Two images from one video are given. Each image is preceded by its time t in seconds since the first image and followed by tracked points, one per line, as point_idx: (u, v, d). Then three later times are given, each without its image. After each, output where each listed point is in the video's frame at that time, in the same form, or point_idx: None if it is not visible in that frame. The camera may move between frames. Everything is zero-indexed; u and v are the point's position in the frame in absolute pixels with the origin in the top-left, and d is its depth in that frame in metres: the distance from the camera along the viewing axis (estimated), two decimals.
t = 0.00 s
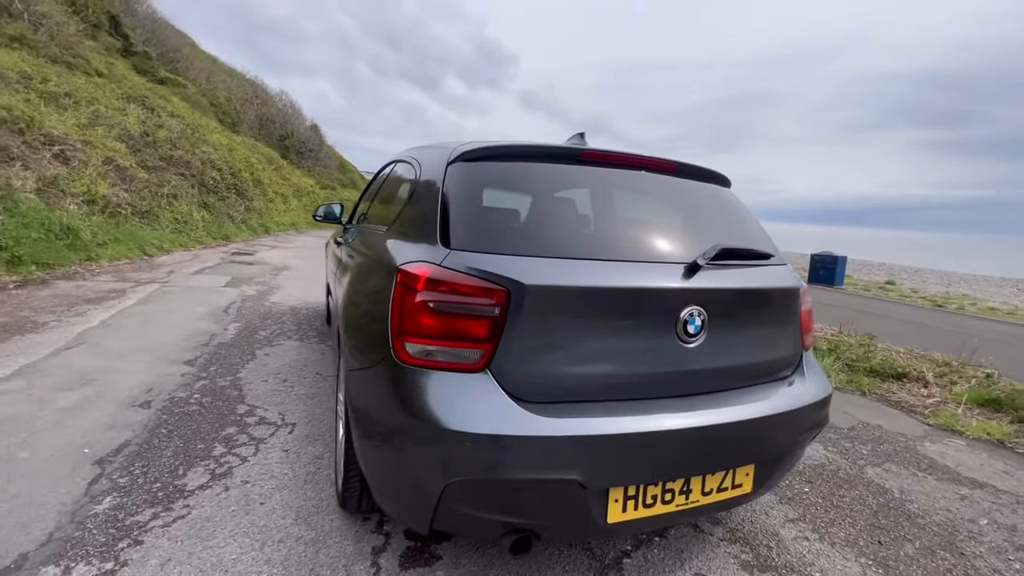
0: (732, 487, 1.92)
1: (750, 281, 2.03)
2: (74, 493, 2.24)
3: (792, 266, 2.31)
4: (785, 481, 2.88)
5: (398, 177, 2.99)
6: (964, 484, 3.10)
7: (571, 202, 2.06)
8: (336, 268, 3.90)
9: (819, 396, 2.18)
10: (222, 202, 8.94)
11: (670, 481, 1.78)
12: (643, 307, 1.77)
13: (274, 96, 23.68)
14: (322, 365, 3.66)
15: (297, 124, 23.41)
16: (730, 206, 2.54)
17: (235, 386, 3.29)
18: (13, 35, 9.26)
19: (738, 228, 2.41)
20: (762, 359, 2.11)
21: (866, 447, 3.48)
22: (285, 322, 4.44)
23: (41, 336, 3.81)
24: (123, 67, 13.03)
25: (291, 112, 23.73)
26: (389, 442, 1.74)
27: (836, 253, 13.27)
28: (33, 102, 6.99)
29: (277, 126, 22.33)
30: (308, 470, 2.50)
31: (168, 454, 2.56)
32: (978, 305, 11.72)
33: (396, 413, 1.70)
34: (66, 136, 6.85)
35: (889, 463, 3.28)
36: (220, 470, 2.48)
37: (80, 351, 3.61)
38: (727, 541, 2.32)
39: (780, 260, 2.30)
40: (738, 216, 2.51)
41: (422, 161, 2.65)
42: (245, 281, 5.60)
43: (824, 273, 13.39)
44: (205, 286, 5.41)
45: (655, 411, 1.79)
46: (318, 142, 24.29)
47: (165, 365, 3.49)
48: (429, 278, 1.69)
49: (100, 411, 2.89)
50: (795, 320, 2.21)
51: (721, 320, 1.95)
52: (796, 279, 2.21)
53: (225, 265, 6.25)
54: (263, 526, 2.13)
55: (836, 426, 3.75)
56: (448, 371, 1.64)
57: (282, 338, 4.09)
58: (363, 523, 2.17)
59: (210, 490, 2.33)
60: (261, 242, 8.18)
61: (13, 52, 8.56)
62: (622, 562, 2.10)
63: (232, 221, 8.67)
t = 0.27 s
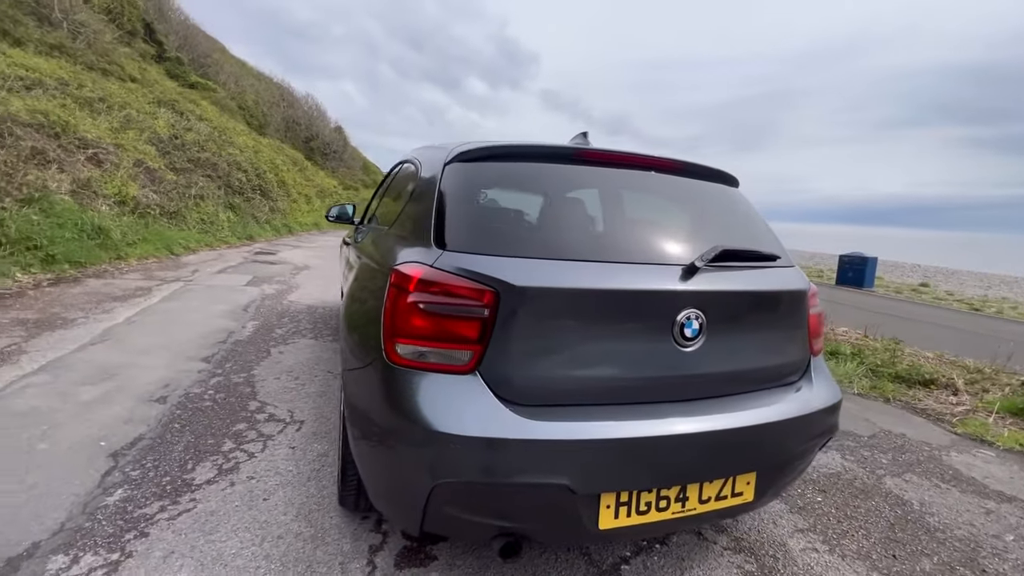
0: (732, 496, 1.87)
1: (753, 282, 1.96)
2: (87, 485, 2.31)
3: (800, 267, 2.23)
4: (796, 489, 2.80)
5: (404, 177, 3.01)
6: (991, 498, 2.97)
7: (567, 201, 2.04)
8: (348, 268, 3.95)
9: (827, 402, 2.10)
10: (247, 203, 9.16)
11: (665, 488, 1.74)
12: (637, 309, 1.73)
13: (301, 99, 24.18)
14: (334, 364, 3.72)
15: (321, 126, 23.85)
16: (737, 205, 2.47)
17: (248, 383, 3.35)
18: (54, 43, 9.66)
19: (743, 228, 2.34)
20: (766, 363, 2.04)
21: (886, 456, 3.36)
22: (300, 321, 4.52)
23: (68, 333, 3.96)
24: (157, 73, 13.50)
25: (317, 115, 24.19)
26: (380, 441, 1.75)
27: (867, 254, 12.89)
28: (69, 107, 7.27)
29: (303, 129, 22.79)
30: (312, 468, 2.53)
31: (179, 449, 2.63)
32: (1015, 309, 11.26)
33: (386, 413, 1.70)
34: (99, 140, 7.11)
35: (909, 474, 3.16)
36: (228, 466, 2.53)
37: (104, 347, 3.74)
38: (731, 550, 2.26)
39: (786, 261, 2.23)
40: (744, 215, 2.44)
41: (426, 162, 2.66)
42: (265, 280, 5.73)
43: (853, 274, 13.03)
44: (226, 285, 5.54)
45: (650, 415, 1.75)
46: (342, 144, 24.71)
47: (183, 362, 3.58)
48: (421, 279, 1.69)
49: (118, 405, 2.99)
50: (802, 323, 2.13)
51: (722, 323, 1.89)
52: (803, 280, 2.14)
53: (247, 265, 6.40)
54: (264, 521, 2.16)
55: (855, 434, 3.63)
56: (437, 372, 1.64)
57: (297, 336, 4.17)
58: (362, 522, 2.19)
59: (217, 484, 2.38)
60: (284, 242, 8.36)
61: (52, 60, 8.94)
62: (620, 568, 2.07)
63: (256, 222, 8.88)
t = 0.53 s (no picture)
0: (720, 494, 1.85)
1: (745, 279, 1.93)
2: (100, 470, 2.41)
3: (797, 264, 2.20)
4: (800, 492, 2.75)
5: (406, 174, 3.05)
6: (1007, 505, 2.87)
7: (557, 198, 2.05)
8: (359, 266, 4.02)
9: (823, 402, 2.06)
10: (269, 203, 9.40)
11: (649, 484, 1.73)
12: (622, 305, 1.73)
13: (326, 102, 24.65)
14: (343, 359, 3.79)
15: (343, 128, 24.28)
16: (736, 201, 2.44)
17: (259, 376, 3.45)
18: (89, 50, 10.06)
19: (740, 224, 2.32)
20: (759, 362, 2.01)
21: (900, 460, 3.28)
22: (314, 317, 4.63)
23: (93, 327, 4.13)
24: (187, 78, 13.95)
25: (341, 117, 24.62)
26: (366, 432, 1.79)
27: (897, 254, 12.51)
28: (101, 111, 7.56)
29: (326, 130, 23.23)
30: (314, 459, 2.60)
31: (190, 439, 2.72)
32: None
33: (372, 405, 1.74)
34: (129, 143, 7.38)
35: (921, 479, 3.07)
36: (234, 455, 2.61)
37: (125, 341, 3.89)
38: (726, 551, 2.24)
39: (783, 258, 2.20)
40: (743, 212, 2.41)
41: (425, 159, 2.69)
42: (283, 279, 5.87)
43: (881, 276, 12.68)
44: (245, 282, 5.70)
45: (635, 411, 1.74)
46: (364, 145, 25.14)
47: (198, 356, 3.70)
48: (407, 273, 1.73)
49: (135, 396, 3.11)
50: (799, 322, 2.09)
51: (711, 321, 1.87)
52: (800, 277, 2.10)
53: (267, 263, 6.56)
54: (264, 509, 2.23)
55: (868, 437, 3.55)
56: (421, 364, 1.67)
57: (310, 332, 4.26)
58: (358, 512, 2.24)
59: (222, 473, 2.46)
60: (304, 241, 8.55)
61: (87, 66, 9.31)
62: (611, 565, 2.07)
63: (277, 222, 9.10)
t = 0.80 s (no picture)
0: (693, 491, 1.87)
1: (724, 279, 1.94)
2: (108, 459, 2.54)
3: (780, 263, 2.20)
4: (791, 493, 2.74)
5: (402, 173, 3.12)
6: (1010, 511, 2.80)
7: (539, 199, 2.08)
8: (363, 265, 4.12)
9: (804, 402, 2.06)
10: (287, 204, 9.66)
11: (620, 480, 1.76)
12: (595, 303, 1.75)
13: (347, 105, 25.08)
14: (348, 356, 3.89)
15: (363, 130, 24.68)
16: (722, 201, 2.45)
17: (265, 372, 3.57)
18: (118, 57, 10.46)
19: (725, 224, 2.33)
20: (737, 361, 2.01)
21: (901, 464, 3.23)
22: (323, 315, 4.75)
23: (112, 324, 4.32)
24: (212, 83, 14.38)
25: (362, 118, 25.01)
26: (346, 425, 1.85)
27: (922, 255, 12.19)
28: (127, 115, 7.85)
29: (347, 132, 23.65)
30: (310, 452, 2.70)
31: (195, 430, 2.84)
32: None
33: (350, 398, 1.81)
34: (152, 146, 7.66)
35: (921, 483, 3.02)
36: (235, 447, 2.72)
37: (141, 337, 4.06)
38: (708, 549, 2.25)
39: (766, 258, 2.21)
40: (729, 211, 2.42)
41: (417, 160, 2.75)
42: (296, 278, 6.03)
43: (905, 276, 12.36)
44: (260, 281, 5.87)
45: (606, 408, 1.77)
46: (384, 147, 25.48)
47: (209, 351, 3.84)
48: (386, 272, 1.79)
49: (146, 389, 3.25)
50: (779, 321, 2.09)
51: (687, 320, 1.88)
52: (781, 276, 2.11)
53: (283, 262, 6.74)
54: (259, 498, 2.32)
55: (871, 440, 3.50)
56: (396, 360, 1.73)
57: (317, 330, 4.38)
58: (347, 503, 2.32)
59: (223, 463, 2.57)
60: (321, 241, 8.74)
61: (115, 73, 9.69)
62: (590, 560, 2.10)
63: (295, 222, 9.32)
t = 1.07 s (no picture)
0: (672, 489, 1.88)
1: (707, 278, 1.94)
2: (117, 449, 2.65)
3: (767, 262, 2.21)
4: (787, 495, 2.72)
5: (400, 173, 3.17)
6: (1016, 518, 2.74)
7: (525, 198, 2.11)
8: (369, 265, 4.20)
9: (789, 402, 2.05)
10: (304, 205, 9.91)
11: (597, 476, 1.78)
12: (573, 302, 1.77)
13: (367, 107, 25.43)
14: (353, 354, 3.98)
15: (383, 132, 24.99)
16: (713, 201, 2.45)
17: (272, 368, 3.67)
18: (144, 63, 10.81)
19: (714, 223, 2.33)
20: (722, 360, 2.01)
21: (905, 468, 3.18)
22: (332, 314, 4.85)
23: (130, 320, 4.48)
24: (235, 87, 14.76)
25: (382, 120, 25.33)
26: (330, 418, 1.91)
27: (948, 255, 11.86)
28: (150, 119, 8.11)
29: (366, 134, 23.98)
30: (309, 446, 2.77)
31: (200, 423, 2.94)
32: None
33: (334, 392, 1.86)
34: (174, 149, 7.90)
35: (924, 487, 2.96)
36: (237, 439, 2.81)
37: (157, 333, 4.21)
38: (695, 548, 2.25)
39: (753, 257, 2.21)
40: (720, 211, 2.42)
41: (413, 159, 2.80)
42: (309, 277, 6.16)
43: (931, 277, 12.05)
44: (274, 280, 6.01)
45: (585, 405, 1.79)
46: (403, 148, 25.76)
47: (220, 347, 3.97)
48: (369, 270, 1.84)
49: (158, 383, 3.37)
50: (765, 321, 2.08)
51: (669, 318, 1.88)
52: (767, 275, 2.12)
53: (298, 262, 6.89)
54: (256, 489, 2.40)
55: (876, 443, 3.44)
56: (378, 355, 1.78)
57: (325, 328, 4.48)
58: (340, 495, 2.38)
59: (224, 455, 2.66)
60: (336, 241, 8.90)
61: (141, 78, 10.02)
62: (574, 556, 2.12)
63: (311, 222, 9.51)
